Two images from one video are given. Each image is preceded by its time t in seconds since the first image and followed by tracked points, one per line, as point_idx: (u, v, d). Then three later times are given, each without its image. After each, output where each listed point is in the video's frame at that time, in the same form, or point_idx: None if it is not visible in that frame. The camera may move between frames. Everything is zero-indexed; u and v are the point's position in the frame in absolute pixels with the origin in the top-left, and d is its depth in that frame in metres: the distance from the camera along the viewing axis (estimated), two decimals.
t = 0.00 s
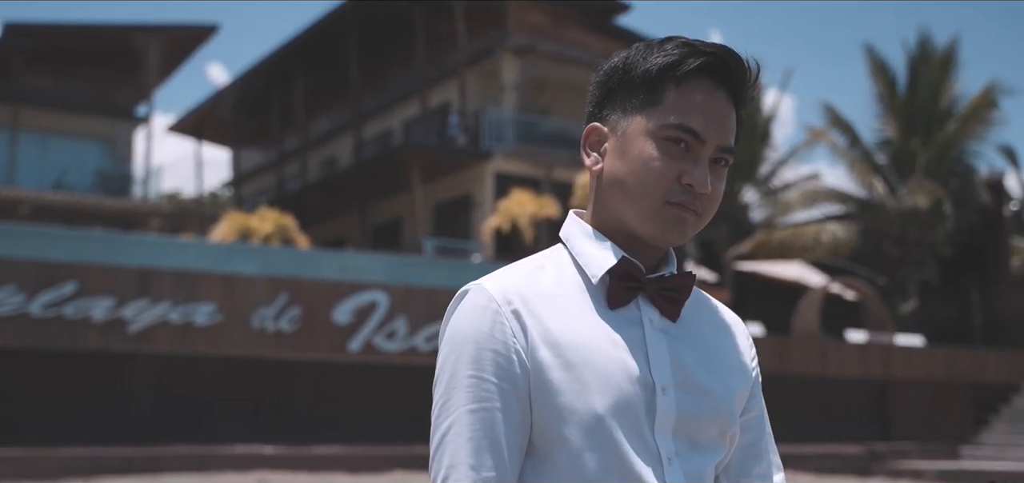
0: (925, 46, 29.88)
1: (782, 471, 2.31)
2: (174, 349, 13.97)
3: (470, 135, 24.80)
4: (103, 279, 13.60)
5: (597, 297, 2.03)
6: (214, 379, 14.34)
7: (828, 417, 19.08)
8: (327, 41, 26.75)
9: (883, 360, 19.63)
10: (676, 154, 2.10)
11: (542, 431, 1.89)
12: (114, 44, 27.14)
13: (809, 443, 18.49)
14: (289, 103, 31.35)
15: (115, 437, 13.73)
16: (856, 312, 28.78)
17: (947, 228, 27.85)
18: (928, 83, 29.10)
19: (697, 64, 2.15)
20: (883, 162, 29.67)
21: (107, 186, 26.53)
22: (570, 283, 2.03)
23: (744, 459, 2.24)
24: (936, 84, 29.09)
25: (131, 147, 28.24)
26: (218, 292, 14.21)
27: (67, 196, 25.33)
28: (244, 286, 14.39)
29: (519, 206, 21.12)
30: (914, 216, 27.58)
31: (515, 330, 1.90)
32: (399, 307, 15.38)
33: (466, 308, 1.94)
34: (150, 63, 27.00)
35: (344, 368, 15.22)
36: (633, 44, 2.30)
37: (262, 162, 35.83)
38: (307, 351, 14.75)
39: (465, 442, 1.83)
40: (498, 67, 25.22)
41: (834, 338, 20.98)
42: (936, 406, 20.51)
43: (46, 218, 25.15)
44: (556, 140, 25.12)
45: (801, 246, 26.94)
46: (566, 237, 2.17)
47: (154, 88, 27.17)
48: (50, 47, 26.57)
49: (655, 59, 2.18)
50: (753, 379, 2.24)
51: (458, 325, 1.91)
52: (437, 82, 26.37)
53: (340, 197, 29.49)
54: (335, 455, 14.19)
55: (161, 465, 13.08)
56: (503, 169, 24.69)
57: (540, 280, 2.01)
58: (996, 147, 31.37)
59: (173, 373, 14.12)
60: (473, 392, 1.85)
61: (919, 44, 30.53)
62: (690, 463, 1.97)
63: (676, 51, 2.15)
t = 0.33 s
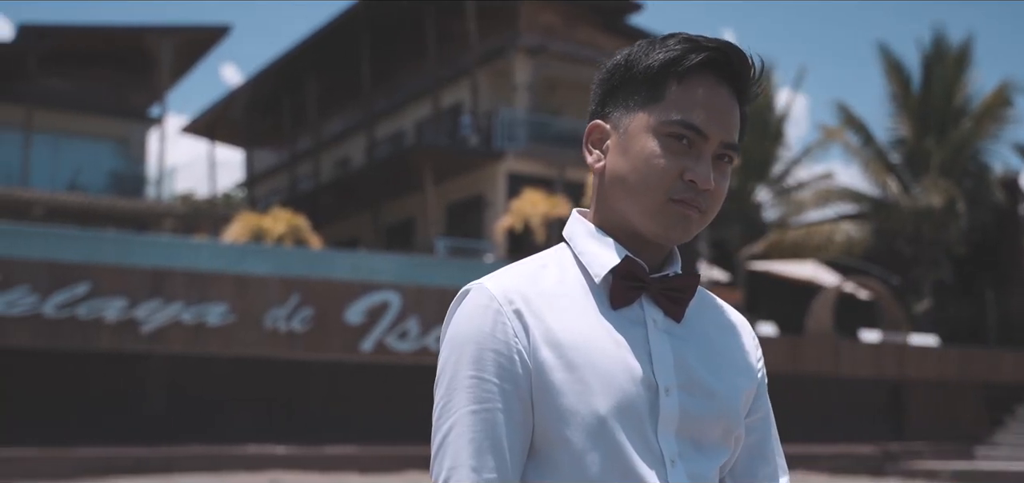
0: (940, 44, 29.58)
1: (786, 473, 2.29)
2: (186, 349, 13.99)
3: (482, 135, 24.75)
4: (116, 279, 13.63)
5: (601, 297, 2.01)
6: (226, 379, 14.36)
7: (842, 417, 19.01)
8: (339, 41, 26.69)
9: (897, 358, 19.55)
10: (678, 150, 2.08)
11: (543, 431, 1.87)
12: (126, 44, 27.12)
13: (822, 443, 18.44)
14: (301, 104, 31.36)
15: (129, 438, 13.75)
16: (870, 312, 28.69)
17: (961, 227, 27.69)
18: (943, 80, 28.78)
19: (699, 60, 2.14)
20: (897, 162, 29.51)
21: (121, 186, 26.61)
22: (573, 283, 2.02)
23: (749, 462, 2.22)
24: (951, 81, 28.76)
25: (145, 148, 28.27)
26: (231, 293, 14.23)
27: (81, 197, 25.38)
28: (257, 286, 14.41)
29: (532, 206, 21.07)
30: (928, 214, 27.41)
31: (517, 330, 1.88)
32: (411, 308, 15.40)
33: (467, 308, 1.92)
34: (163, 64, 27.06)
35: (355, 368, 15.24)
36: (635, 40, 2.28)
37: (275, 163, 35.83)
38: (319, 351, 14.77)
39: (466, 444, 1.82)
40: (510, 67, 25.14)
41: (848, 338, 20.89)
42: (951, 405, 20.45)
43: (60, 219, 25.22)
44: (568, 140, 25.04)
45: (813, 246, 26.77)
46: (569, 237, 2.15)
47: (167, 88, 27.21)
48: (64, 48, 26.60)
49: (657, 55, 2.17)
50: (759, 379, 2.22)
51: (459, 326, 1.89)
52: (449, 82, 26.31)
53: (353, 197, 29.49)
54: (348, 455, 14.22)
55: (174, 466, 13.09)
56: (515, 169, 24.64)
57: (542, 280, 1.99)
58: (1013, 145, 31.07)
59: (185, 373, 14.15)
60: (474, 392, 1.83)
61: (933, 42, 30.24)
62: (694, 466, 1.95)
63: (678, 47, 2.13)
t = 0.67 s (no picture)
0: (954, 42, 29.39)
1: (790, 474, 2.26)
2: (198, 349, 14.01)
3: (495, 134, 24.72)
4: (129, 279, 13.66)
5: (602, 297, 2.00)
6: (238, 379, 14.38)
7: (856, 417, 18.95)
8: (352, 41, 26.71)
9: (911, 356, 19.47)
10: (680, 147, 2.07)
11: (543, 432, 1.86)
12: (140, 45, 27.20)
13: (835, 444, 18.39)
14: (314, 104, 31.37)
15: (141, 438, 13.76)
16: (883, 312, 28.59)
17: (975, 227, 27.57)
18: (956, 78, 28.61)
19: (700, 55, 2.12)
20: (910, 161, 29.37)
21: (134, 187, 26.71)
22: (575, 283, 2.00)
23: (754, 464, 2.20)
24: (965, 80, 28.56)
25: (158, 148, 28.32)
26: (243, 293, 14.26)
27: (95, 197, 25.48)
28: (269, 286, 14.43)
29: (544, 206, 21.08)
30: (941, 213, 27.29)
31: (517, 330, 1.86)
32: (423, 308, 15.44)
33: (467, 308, 1.91)
34: (177, 65, 27.13)
35: (367, 368, 15.26)
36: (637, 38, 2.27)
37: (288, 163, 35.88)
38: (331, 351, 14.80)
39: (466, 446, 1.80)
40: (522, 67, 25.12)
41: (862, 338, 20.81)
42: (965, 405, 20.38)
43: (74, 219, 25.31)
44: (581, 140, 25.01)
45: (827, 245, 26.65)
46: (572, 235, 2.14)
47: (180, 89, 27.26)
48: (79, 50, 26.66)
49: (658, 50, 2.15)
50: (763, 380, 2.21)
51: (459, 327, 1.88)
52: (462, 82, 26.28)
53: (366, 197, 29.53)
54: (360, 455, 14.24)
55: (187, 466, 13.11)
56: (528, 170, 24.64)
57: (544, 280, 1.98)
58: None
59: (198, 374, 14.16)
60: (474, 394, 1.82)
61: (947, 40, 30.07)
62: (696, 469, 1.94)
63: (679, 43, 2.12)
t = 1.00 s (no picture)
0: (967, 40, 29.23)
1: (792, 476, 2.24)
2: (210, 349, 14.02)
3: (506, 134, 24.69)
4: (141, 280, 13.71)
5: (602, 297, 1.98)
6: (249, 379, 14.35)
7: (869, 418, 18.87)
8: (364, 42, 26.72)
9: (923, 357, 19.43)
10: (680, 142, 2.05)
11: (542, 434, 1.84)
12: (153, 47, 27.29)
13: (848, 444, 18.30)
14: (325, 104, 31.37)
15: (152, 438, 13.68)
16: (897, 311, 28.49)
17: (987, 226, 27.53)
18: (969, 76, 28.43)
19: (699, 50, 2.10)
20: (923, 160, 29.22)
21: (147, 188, 26.78)
22: (575, 283, 1.99)
23: (757, 465, 2.17)
24: (979, 78, 28.38)
25: (170, 149, 28.34)
26: (254, 294, 14.31)
27: (108, 198, 25.53)
28: (281, 287, 14.49)
29: (555, 206, 21.01)
30: (954, 212, 27.17)
31: (516, 331, 1.84)
32: (434, 308, 15.55)
33: (466, 307, 1.88)
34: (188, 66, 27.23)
35: (379, 368, 15.26)
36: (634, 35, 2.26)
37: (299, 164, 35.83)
38: (342, 351, 14.83)
39: (464, 447, 1.78)
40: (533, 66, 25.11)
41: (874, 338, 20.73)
42: (979, 405, 20.26)
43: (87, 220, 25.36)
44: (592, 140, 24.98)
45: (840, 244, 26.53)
46: (572, 235, 2.12)
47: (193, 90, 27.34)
48: (91, 51, 26.74)
49: (656, 46, 2.14)
50: (767, 380, 2.18)
51: (458, 327, 1.85)
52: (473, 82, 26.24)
53: (377, 198, 29.56)
54: (371, 455, 14.25)
55: (199, 467, 13.10)
56: (539, 169, 24.63)
57: (543, 280, 1.96)
58: None
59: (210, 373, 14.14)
60: (472, 395, 1.80)
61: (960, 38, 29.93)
62: (698, 470, 1.91)
63: (677, 38, 2.11)
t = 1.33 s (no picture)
0: (978, 39, 29.08)
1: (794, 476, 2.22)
2: (219, 350, 14.03)
3: (515, 135, 24.62)
4: (151, 281, 13.72)
5: (600, 296, 1.97)
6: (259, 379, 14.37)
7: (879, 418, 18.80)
8: (373, 42, 26.73)
9: (935, 360, 19.37)
10: (674, 139, 2.04)
11: (540, 437, 1.83)
12: (164, 48, 27.41)
13: (858, 445, 18.23)
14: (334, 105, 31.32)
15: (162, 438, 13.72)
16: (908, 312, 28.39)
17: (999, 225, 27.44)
18: (981, 75, 28.29)
19: (692, 45, 2.10)
20: (934, 160, 29.07)
21: (158, 188, 26.87)
22: (572, 283, 1.97)
23: (760, 467, 2.15)
24: (990, 77, 28.25)
25: (181, 150, 28.40)
26: (263, 294, 14.32)
27: (118, 199, 25.63)
28: (290, 287, 14.49)
29: (564, 206, 20.95)
30: (965, 212, 27.07)
31: (512, 331, 1.83)
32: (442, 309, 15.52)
33: (461, 308, 1.87)
34: (198, 67, 27.30)
35: (387, 368, 15.25)
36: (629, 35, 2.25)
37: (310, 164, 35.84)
38: (351, 351, 14.83)
39: (459, 449, 1.77)
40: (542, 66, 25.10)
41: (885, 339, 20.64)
42: (990, 406, 20.17)
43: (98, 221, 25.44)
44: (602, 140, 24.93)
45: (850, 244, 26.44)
46: (569, 235, 2.10)
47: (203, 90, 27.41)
48: (102, 51, 26.88)
49: (649, 42, 2.13)
50: (768, 380, 2.17)
51: (453, 328, 1.84)
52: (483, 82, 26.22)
53: (387, 197, 29.59)
54: (379, 455, 14.25)
55: (208, 467, 13.12)
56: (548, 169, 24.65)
57: (541, 280, 1.95)
58: None
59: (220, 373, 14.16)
60: (467, 396, 1.79)
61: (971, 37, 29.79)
62: (697, 471, 1.90)
63: (670, 33, 2.10)
